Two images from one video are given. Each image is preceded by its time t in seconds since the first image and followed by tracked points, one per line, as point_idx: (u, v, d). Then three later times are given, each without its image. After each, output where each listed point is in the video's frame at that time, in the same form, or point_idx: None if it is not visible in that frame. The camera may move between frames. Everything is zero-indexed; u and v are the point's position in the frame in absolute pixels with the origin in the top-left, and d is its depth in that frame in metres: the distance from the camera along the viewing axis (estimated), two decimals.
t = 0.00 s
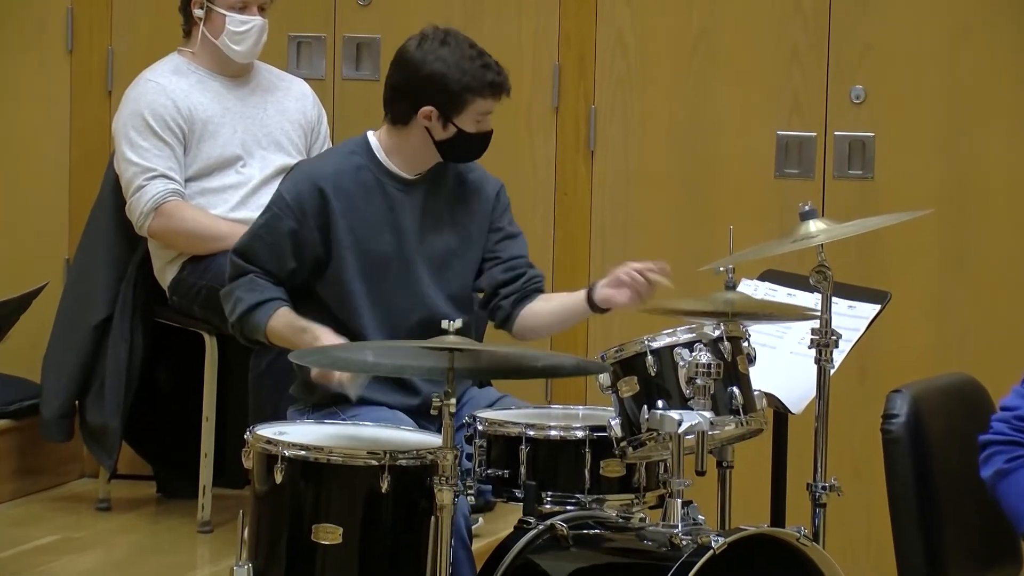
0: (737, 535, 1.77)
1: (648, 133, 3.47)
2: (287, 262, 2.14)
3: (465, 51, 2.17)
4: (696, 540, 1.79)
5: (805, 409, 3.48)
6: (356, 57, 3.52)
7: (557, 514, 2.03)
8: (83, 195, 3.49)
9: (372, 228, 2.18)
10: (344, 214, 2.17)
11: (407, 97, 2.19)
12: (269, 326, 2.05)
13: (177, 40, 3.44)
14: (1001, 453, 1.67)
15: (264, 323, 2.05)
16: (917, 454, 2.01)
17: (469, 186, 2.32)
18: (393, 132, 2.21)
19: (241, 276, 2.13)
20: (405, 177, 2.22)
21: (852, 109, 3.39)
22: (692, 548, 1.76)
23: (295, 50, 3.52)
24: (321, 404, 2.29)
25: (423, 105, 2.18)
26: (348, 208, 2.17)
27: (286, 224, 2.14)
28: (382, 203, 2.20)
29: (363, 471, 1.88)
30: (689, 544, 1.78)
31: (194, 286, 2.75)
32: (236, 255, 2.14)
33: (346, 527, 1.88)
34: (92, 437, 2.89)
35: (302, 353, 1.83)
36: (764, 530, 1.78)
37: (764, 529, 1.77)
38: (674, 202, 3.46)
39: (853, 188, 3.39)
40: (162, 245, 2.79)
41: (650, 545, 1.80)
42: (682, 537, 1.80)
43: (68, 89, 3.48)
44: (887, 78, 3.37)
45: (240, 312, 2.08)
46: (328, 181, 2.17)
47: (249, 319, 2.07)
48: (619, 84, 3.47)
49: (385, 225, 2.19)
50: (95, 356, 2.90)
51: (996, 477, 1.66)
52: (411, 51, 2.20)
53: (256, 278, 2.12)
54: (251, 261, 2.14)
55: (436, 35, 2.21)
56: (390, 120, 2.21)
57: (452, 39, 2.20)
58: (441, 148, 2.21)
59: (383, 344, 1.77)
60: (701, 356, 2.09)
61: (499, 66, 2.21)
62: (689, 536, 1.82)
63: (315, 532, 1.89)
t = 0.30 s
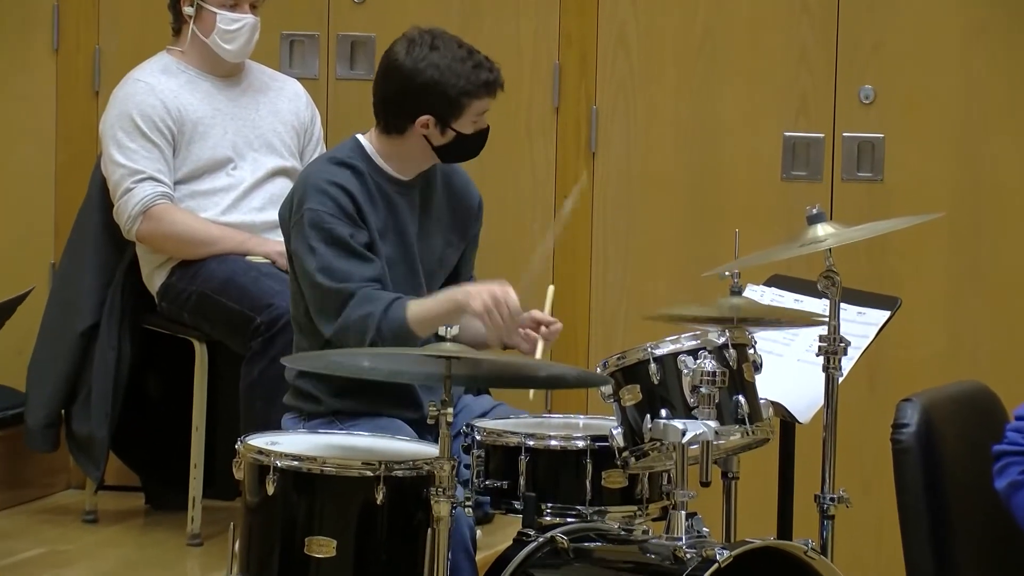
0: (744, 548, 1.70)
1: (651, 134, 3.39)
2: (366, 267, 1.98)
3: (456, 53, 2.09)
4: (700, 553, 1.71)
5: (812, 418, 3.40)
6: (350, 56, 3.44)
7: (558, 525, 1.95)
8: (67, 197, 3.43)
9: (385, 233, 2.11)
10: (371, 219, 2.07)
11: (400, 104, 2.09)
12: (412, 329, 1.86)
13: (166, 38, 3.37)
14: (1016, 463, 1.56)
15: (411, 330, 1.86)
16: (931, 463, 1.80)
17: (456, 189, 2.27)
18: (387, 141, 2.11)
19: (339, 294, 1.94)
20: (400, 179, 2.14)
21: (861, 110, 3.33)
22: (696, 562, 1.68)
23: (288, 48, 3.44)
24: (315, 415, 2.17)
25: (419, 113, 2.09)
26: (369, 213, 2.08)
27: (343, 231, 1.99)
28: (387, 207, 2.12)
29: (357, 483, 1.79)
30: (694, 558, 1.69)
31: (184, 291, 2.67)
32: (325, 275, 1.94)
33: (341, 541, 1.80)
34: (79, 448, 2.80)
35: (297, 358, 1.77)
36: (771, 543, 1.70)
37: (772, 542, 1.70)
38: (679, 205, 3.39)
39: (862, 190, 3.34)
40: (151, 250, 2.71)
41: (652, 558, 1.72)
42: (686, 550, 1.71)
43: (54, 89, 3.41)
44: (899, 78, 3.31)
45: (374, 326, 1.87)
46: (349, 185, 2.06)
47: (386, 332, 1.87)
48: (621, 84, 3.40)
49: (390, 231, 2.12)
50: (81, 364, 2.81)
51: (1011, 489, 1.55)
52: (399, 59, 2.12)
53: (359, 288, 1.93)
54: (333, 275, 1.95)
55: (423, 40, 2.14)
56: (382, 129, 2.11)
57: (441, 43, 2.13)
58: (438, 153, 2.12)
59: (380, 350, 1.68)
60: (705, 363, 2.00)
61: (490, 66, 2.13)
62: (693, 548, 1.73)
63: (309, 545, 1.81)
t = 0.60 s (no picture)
0: (748, 552, 1.67)
1: (653, 133, 3.35)
2: (301, 278, 2.00)
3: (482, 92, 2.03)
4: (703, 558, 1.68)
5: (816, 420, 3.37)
6: (348, 54, 3.40)
7: (559, 530, 1.90)
8: (62, 198, 3.39)
9: (370, 241, 2.07)
10: (347, 225, 2.04)
11: (414, 128, 2.03)
12: (318, 345, 1.90)
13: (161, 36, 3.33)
14: (1022, 471, 1.51)
15: (314, 343, 1.90)
16: (935, 469, 1.71)
17: (462, 196, 2.22)
18: (392, 153, 2.07)
19: (264, 294, 1.96)
20: (398, 188, 2.10)
21: (866, 109, 3.29)
22: (699, 567, 1.65)
23: (284, 46, 3.40)
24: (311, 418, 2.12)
25: (431, 141, 2.04)
26: (349, 220, 2.05)
27: (298, 236, 1.99)
28: (376, 213, 2.08)
29: (354, 487, 1.75)
30: (697, 562, 1.67)
31: (179, 292, 2.62)
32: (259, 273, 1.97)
33: (338, 545, 1.75)
34: (73, 452, 2.76)
35: (293, 360, 1.73)
36: (773, 548, 1.68)
37: (777, 547, 1.67)
38: (682, 205, 3.35)
39: (866, 190, 3.30)
40: (145, 251, 2.67)
41: (654, 563, 1.69)
42: (689, 555, 1.69)
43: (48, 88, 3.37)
44: (906, 77, 3.27)
45: (281, 338, 1.92)
46: (327, 189, 2.04)
47: (291, 341, 1.91)
48: (623, 83, 3.36)
49: (380, 237, 2.09)
50: (75, 365, 2.77)
51: (1016, 497, 1.51)
52: (422, 84, 2.03)
53: (281, 297, 1.95)
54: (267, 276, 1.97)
55: (451, 68, 2.06)
56: (391, 142, 2.05)
57: (468, 77, 2.05)
58: (439, 176, 2.09)
59: (376, 351, 1.63)
60: (707, 365, 1.95)
61: (510, 105, 2.08)
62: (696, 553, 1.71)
63: (305, 549, 1.76)
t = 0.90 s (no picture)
0: (745, 554, 1.67)
1: (652, 134, 3.35)
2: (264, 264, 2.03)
3: (472, 73, 2.05)
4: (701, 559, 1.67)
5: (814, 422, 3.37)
6: (346, 55, 3.40)
7: (558, 532, 1.89)
8: (60, 200, 3.39)
9: (357, 234, 2.08)
10: (327, 219, 2.06)
11: (406, 113, 2.06)
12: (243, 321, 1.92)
13: (158, 37, 3.33)
14: (1022, 472, 1.51)
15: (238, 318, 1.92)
16: (934, 472, 1.71)
17: (464, 192, 2.21)
18: (387, 144, 2.08)
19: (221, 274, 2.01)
20: (396, 183, 2.12)
21: (865, 110, 3.28)
22: (696, 568, 1.64)
23: (282, 47, 3.40)
24: (309, 418, 2.12)
25: (424, 125, 2.05)
26: (333, 214, 2.07)
27: (268, 226, 2.03)
28: (368, 206, 2.09)
29: (352, 488, 1.75)
30: (694, 563, 1.66)
31: (178, 293, 2.62)
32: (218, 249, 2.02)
33: (337, 547, 1.75)
34: (71, 453, 2.76)
35: (291, 361, 1.71)
36: (771, 550, 1.67)
37: (773, 548, 1.67)
38: (680, 205, 3.35)
39: (865, 191, 3.30)
40: (143, 252, 2.67)
41: (652, 565, 1.68)
42: (687, 556, 1.68)
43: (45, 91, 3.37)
44: (905, 77, 3.26)
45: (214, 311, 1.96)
46: (307, 183, 2.07)
47: (224, 315, 1.94)
48: (622, 84, 3.36)
49: (372, 231, 2.09)
50: (73, 367, 2.78)
51: (1015, 498, 1.51)
52: (413, 69, 2.06)
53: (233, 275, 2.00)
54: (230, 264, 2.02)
55: (441, 52, 2.08)
56: (385, 132, 2.08)
57: (459, 59, 2.07)
58: (437, 164, 2.10)
59: (376, 353, 1.64)
60: (706, 367, 1.94)
61: (503, 88, 2.09)
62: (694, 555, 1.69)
63: (304, 551, 1.76)
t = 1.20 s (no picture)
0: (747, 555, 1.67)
1: (652, 135, 3.35)
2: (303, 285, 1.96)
3: (469, 68, 2.04)
4: (702, 560, 1.68)
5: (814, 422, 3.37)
6: (346, 56, 3.40)
7: (558, 534, 1.89)
8: (60, 201, 3.39)
9: (371, 241, 2.08)
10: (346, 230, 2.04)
11: (404, 111, 2.05)
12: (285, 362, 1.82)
13: (159, 38, 3.33)
14: (1023, 472, 1.52)
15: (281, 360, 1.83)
16: (934, 473, 1.71)
17: (458, 192, 2.23)
18: (386, 145, 2.07)
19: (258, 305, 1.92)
20: (395, 183, 2.11)
21: (866, 111, 3.29)
22: (698, 570, 1.65)
23: (283, 48, 3.40)
24: (308, 420, 2.11)
25: (422, 123, 2.04)
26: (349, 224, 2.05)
27: (299, 245, 1.97)
28: (377, 213, 2.09)
29: (353, 489, 1.75)
30: (695, 565, 1.66)
31: (177, 294, 2.62)
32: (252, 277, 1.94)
33: (337, 548, 1.75)
34: (71, 455, 2.76)
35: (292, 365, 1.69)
36: (772, 551, 1.68)
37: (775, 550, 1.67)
38: (681, 206, 3.35)
39: (865, 193, 3.30)
40: (144, 253, 2.67)
41: (653, 566, 1.68)
42: (688, 557, 1.68)
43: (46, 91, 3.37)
44: (906, 78, 3.27)
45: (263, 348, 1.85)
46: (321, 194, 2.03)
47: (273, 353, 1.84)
48: (622, 85, 3.36)
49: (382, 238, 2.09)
50: (73, 368, 2.77)
51: (1017, 498, 1.52)
52: (408, 65, 2.06)
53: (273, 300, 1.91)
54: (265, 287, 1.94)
55: (437, 48, 2.07)
56: (383, 132, 2.07)
57: (455, 55, 2.07)
58: (436, 162, 2.09)
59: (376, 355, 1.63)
60: (706, 368, 1.94)
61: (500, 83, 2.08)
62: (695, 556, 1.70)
63: (304, 552, 1.76)
